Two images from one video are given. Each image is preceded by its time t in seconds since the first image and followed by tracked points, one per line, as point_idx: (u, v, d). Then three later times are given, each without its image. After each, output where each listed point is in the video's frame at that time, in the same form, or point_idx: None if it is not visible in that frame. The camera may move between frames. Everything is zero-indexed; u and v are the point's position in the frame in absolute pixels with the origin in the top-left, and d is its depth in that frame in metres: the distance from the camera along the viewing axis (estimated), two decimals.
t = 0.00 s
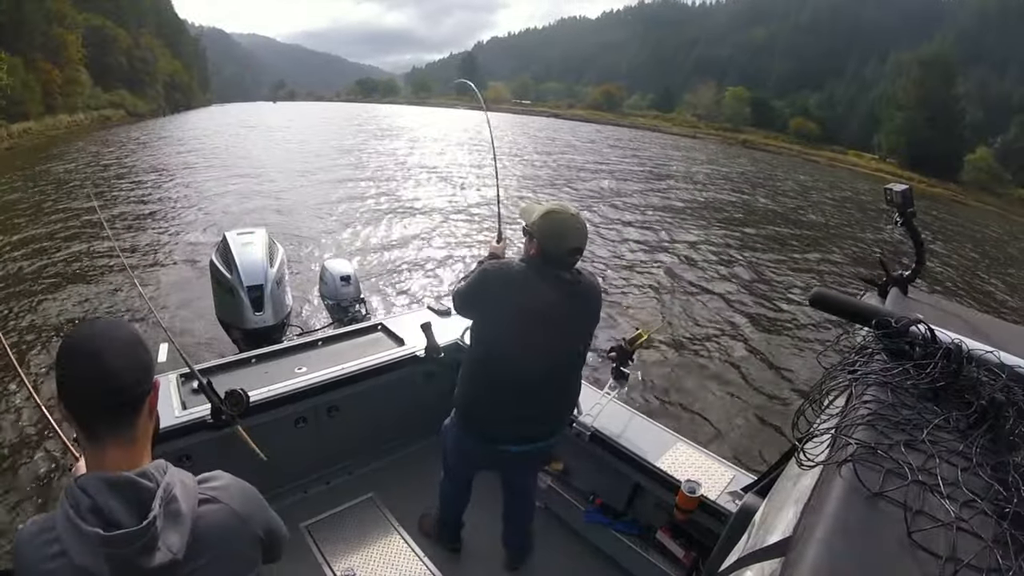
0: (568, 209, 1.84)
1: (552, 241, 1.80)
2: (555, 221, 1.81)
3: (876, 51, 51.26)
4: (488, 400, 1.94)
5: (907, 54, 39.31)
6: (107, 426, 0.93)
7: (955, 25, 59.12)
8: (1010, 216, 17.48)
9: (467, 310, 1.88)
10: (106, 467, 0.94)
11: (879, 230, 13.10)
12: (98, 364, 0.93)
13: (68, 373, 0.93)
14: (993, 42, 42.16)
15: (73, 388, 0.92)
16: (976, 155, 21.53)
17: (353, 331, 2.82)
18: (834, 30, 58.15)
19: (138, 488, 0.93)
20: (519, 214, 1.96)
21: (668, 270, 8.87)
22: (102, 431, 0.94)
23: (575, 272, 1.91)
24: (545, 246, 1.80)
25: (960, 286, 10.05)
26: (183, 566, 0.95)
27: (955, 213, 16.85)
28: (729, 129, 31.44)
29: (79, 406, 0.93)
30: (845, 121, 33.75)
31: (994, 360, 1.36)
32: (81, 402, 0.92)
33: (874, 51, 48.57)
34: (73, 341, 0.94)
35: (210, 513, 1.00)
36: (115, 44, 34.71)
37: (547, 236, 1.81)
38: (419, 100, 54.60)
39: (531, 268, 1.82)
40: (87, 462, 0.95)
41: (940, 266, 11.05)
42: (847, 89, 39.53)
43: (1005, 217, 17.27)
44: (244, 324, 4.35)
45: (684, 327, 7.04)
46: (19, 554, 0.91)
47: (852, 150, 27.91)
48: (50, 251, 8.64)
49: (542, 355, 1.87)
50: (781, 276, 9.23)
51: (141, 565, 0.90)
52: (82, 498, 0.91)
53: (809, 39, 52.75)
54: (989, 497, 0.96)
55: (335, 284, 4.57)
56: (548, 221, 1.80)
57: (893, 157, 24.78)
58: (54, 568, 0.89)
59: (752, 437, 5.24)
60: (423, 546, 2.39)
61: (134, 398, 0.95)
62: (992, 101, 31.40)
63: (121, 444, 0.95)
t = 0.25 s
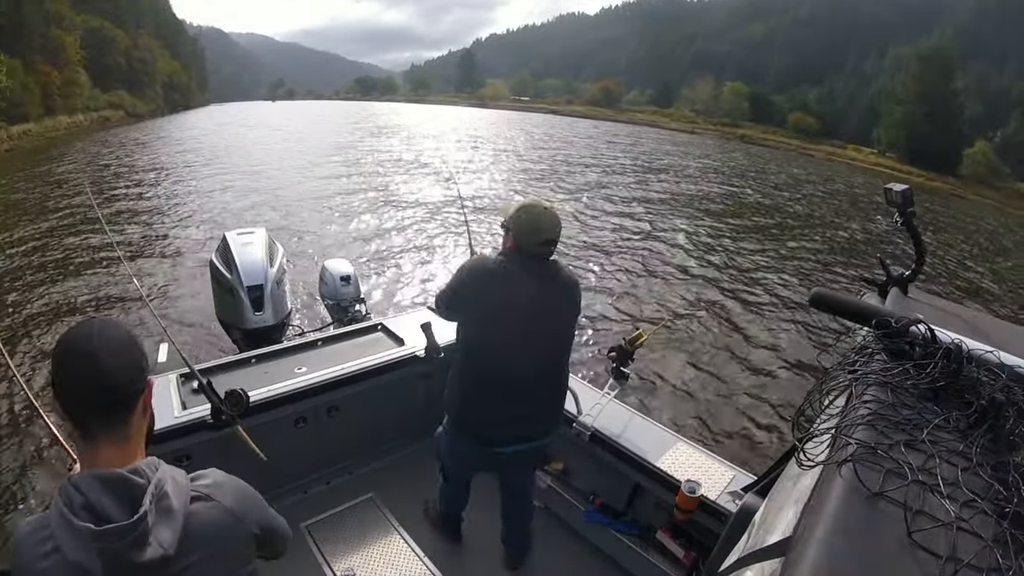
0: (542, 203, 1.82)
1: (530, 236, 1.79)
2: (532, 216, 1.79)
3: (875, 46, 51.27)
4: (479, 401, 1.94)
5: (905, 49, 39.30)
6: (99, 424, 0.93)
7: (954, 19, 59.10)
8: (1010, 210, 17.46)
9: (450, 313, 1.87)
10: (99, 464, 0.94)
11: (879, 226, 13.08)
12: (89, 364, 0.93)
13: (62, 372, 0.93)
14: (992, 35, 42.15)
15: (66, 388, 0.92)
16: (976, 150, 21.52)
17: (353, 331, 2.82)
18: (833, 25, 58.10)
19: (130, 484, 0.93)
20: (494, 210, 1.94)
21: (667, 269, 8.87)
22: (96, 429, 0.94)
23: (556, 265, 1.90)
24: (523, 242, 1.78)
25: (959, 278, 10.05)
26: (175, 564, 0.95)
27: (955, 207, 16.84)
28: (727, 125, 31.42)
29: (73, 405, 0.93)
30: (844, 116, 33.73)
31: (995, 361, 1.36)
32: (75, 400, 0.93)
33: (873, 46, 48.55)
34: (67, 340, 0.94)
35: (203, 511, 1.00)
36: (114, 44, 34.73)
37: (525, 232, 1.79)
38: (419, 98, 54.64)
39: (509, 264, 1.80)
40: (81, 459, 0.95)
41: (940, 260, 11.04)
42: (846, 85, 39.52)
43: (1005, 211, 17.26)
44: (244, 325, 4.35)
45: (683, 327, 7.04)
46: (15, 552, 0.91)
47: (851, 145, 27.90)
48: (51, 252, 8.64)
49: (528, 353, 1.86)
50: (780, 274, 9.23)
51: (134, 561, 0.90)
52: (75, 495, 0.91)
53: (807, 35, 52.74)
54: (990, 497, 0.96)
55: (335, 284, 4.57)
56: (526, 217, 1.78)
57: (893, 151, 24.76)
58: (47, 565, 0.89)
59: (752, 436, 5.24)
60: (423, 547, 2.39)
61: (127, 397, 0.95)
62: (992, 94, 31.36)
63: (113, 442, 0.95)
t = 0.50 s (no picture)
0: (511, 202, 1.84)
1: (493, 230, 1.79)
2: (496, 210, 1.81)
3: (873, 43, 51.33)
4: (448, 394, 1.95)
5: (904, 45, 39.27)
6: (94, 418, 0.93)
7: (953, 15, 59.11)
8: (1009, 207, 17.50)
9: (421, 304, 1.90)
10: (102, 463, 0.94)
11: (878, 222, 13.08)
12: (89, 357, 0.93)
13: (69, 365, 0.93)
14: (990, 31, 42.19)
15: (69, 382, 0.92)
16: (975, 147, 21.51)
17: (353, 331, 2.82)
18: (831, 22, 58.04)
19: (133, 483, 0.92)
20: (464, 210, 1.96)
21: (667, 268, 8.87)
22: (98, 427, 0.94)
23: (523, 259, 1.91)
24: (489, 239, 1.80)
25: (959, 274, 10.04)
26: (177, 562, 0.95)
27: (955, 203, 16.86)
28: (726, 123, 31.41)
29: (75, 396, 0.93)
30: (843, 114, 33.74)
31: (995, 361, 1.36)
32: (75, 398, 0.92)
33: (872, 43, 48.52)
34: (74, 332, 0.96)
35: (205, 510, 1.00)
36: (112, 46, 34.69)
37: (488, 226, 1.80)
38: (417, 96, 54.66)
39: (474, 260, 1.82)
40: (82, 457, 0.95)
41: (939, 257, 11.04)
42: (844, 83, 39.52)
43: (1004, 207, 17.28)
44: (245, 325, 4.35)
45: (684, 326, 7.04)
46: (15, 551, 0.91)
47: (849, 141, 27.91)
48: (51, 253, 8.64)
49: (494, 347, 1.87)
50: (780, 272, 9.23)
51: (136, 559, 0.90)
52: (77, 493, 0.91)
53: (805, 32, 52.75)
54: (989, 497, 0.96)
55: (335, 284, 4.57)
56: (492, 214, 1.80)
57: (892, 148, 24.77)
58: (50, 564, 0.89)
59: (753, 435, 5.23)
60: (423, 547, 2.39)
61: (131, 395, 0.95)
62: (991, 90, 31.34)
63: (116, 441, 0.95)
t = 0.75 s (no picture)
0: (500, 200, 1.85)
1: (484, 225, 1.80)
2: (487, 206, 1.82)
3: (872, 44, 51.44)
4: (437, 386, 1.96)
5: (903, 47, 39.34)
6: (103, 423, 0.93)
7: (951, 16, 59.20)
8: (1007, 208, 17.52)
9: (415, 297, 1.92)
10: (111, 467, 0.94)
11: (876, 223, 13.09)
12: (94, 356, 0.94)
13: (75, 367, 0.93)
14: (988, 33, 42.27)
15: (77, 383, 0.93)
16: (973, 148, 21.54)
17: (353, 332, 2.82)
18: (830, 24, 58.11)
19: (146, 487, 0.93)
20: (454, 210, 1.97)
21: (667, 268, 8.87)
22: (106, 432, 0.94)
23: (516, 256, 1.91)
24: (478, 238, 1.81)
25: (958, 275, 10.05)
26: (189, 565, 0.96)
27: (953, 204, 16.89)
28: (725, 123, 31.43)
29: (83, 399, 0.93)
30: (842, 115, 33.78)
31: (995, 360, 1.36)
32: (82, 398, 0.92)
33: (870, 44, 48.59)
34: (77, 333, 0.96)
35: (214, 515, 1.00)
36: (112, 46, 34.73)
37: (478, 222, 1.82)
38: (417, 97, 54.74)
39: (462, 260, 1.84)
40: (89, 461, 0.94)
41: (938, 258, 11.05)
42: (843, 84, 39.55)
43: (1002, 208, 17.31)
44: (245, 325, 4.35)
45: (683, 326, 7.05)
46: (19, 554, 0.90)
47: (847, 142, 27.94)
48: (51, 253, 8.65)
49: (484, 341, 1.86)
50: (779, 273, 9.24)
51: (149, 564, 0.90)
52: (86, 497, 0.90)
53: (805, 33, 52.84)
54: (990, 496, 0.96)
55: (335, 284, 4.57)
56: (481, 213, 1.81)
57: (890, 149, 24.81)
58: (58, 567, 0.88)
59: (753, 435, 5.24)
60: (422, 547, 2.38)
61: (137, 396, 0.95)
62: (989, 92, 31.37)
63: (125, 445, 0.95)
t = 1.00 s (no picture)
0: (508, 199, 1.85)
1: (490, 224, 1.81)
2: (492, 205, 1.82)
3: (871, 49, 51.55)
4: (441, 384, 1.96)
5: (902, 52, 39.47)
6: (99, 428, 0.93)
7: (949, 24, 59.40)
8: (1005, 213, 17.55)
9: (421, 295, 1.92)
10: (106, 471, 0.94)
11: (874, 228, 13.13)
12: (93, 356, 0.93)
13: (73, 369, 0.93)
14: (987, 39, 42.39)
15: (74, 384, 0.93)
16: (971, 153, 21.61)
17: (353, 331, 2.82)
18: (830, 29, 58.24)
19: (135, 493, 0.93)
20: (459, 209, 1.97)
21: (667, 270, 8.88)
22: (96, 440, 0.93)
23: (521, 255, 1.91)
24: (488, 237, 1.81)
25: (955, 281, 10.08)
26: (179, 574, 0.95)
27: (950, 210, 16.92)
28: (723, 127, 31.50)
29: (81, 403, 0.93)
30: (840, 119, 33.85)
31: (995, 361, 1.35)
32: (78, 398, 0.93)
33: (869, 49, 48.70)
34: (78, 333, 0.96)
35: (207, 523, 0.99)
36: (112, 44, 34.76)
37: (483, 220, 1.82)
38: (416, 99, 54.82)
39: (470, 260, 1.83)
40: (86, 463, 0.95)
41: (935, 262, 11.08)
42: (841, 89, 39.63)
43: (1000, 214, 17.34)
44: (245, 325, 4.35)
45: (683, 327, 7.05)
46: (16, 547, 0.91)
47: (845, 147, 28.00)
48: (51, 250, 8.64)
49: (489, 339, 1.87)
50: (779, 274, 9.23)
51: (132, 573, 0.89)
52: (77, 497, 0.91)
53: (804, 37, 53.00)
54: (990, 497, 0.96)
55: (335, 284, 4.57)
56: (490, 212, 1.81)
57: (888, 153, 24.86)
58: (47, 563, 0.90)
59: (752, 436, 5.23)
60: (422, 547, 2.39)
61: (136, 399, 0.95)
62: (987, 98, 31.46)
63: (125, 452, 0.95)
